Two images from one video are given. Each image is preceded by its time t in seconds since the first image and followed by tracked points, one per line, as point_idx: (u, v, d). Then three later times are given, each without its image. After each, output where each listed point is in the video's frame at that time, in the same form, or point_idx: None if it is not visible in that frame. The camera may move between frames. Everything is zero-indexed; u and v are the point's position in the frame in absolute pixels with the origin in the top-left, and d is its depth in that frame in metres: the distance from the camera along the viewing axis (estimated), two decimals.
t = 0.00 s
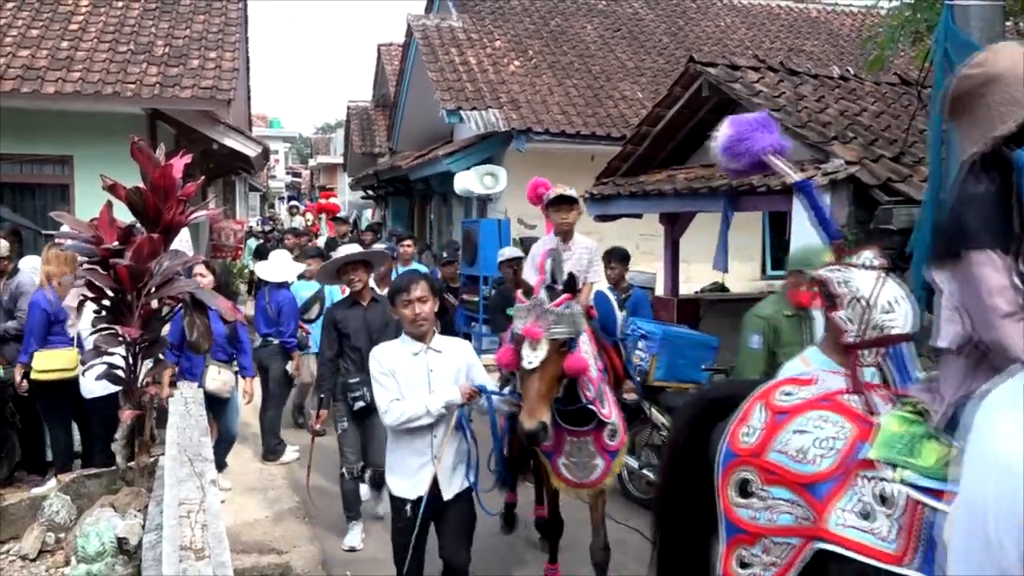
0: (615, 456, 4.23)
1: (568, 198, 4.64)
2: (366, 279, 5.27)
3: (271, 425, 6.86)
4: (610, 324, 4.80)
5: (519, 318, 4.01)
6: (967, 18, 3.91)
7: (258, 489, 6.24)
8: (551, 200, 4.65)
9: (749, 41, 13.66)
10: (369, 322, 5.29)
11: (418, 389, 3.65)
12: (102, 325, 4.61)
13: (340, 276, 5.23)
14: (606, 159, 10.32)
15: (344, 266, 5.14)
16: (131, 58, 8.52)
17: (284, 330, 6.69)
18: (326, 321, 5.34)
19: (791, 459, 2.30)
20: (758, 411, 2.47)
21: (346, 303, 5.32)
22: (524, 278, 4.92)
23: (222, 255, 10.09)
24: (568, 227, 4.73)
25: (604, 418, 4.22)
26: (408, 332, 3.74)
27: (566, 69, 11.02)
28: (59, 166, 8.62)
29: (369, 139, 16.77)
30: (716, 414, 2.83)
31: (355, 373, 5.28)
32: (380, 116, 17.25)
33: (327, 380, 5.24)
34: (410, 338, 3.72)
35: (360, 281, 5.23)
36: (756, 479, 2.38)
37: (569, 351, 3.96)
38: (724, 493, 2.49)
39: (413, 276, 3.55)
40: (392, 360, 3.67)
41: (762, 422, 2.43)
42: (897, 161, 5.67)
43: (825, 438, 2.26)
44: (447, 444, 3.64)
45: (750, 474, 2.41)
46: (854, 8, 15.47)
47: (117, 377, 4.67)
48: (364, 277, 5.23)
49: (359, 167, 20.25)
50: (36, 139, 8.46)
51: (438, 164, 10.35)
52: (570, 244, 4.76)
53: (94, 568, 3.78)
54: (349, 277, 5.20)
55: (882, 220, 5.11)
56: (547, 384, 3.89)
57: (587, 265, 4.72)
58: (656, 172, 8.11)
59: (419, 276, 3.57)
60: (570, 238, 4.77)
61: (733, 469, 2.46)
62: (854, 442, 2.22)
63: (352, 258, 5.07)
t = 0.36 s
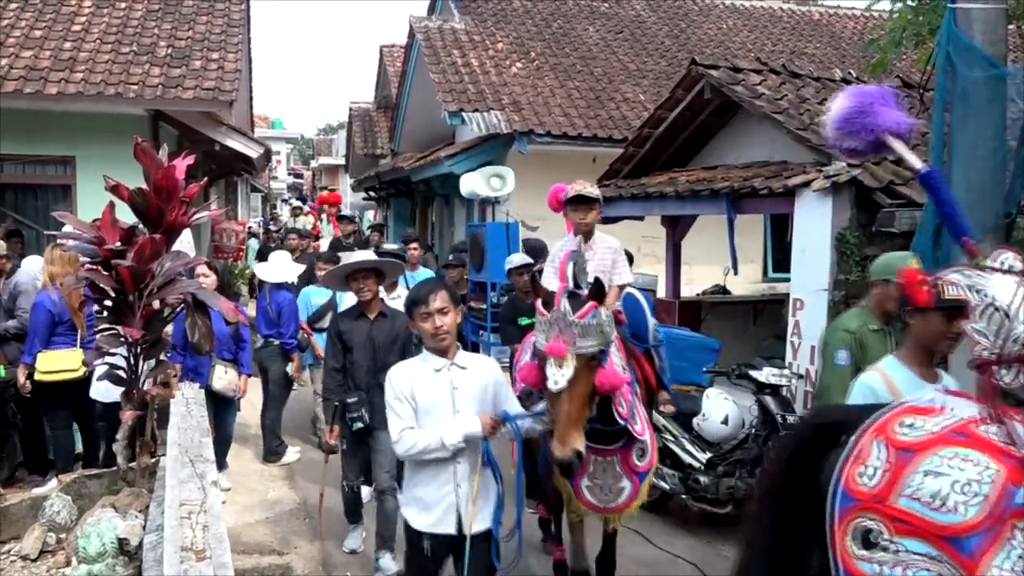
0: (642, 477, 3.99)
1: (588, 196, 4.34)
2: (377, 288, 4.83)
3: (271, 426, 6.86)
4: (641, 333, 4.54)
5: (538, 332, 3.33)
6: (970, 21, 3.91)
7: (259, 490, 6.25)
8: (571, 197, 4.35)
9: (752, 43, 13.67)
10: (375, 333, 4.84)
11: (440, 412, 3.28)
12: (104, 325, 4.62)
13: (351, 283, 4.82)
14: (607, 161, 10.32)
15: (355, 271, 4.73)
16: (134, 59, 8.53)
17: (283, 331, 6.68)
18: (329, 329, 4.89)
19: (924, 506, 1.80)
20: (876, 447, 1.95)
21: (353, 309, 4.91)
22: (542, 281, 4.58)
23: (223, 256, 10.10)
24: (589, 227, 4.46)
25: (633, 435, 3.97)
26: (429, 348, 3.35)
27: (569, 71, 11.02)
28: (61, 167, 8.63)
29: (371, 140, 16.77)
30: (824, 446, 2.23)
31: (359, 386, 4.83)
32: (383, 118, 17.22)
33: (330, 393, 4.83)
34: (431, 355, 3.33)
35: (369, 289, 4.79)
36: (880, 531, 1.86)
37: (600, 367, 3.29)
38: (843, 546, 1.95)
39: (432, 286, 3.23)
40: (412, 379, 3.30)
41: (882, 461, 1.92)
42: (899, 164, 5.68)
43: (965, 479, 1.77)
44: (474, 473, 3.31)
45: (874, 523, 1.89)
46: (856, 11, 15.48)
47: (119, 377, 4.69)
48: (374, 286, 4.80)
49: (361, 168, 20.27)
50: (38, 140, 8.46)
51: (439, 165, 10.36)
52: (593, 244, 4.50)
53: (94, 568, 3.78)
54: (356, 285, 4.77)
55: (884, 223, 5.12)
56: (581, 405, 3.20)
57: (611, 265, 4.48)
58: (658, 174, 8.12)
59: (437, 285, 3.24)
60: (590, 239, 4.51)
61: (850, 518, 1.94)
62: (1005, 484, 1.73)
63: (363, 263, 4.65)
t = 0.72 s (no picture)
0: (655, 500, 3.78)
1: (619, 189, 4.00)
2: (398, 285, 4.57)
3: (271, 426, 6.86)
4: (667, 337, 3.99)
5: (564, 348, 3.07)
6: (971, 21, 3.90)
7: (259, 489, 6.25)
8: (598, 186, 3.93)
9: (753, 43, 13.65)
10: (394, 334, 4.62)
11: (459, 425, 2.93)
12: (104, 324, 4.63)
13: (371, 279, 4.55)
14: (608, 161, 10.32)
15: (375, 268, 4.47)
16: (135, 58, 8.53)
17: (281, 330, 6.69)
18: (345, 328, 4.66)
19: None
20: None
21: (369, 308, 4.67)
22: (562, 279, 4.08)
23: (224, 255, 10.11)
24: (617, 219, 4.05)
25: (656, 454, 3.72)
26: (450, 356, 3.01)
27: (569, 71, 11.01)
28: (62, 166, 8.64)
29: (372, 139, 16.77)
30: (963, 441, 1.81)
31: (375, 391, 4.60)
32: (383, 117, 17.19)
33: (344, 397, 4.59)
34: (451, 362, 2.98)
35: (390, 286, 4.53)
36: None
37: (633, 390, 3.01)
38: (1007, 566, 1.65)
39: (452, 284, 2.92)
40: (428, 389, 2.95)
41: None
42: (900, 164, 5.66)
43: None
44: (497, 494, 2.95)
45: None
46: (857, 11, 15.47)
47: (119, 375, 4.69)
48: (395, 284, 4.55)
49: (361, 168, 20.28)
50: (39, 139, 8.46)
51: (440, 164, 10.35)
52: (620, 241, 4.14)
53: (94, 567, 3.78)
54: (378, 283, 4.52)
55: (885, 223, 5.12)
56: (611, 432, 2.86)
57: (639, 268, 4.15)
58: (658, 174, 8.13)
59: (457, 283, 2.93)
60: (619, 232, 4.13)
61: None
62: None
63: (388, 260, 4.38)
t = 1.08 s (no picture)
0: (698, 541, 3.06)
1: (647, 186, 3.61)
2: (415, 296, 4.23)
3: (271, 426, 6.85)
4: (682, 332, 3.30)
5: (640, 374, 2.70)
6: (972, 20, 3.89)
7: (259, 488, 6.25)
8: (634, 178, 3.59)
9: (753, 43, 13.64)
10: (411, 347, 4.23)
11: (479, 445, 2.62)
12: (105, 324, 4.63)
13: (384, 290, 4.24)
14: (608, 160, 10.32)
15: (390, 277, 4.17)
16: (136, 57, 8.53)
17: (279, 330, 6.68)
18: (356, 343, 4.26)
19: None
20: None
21: (383, 323, 4.27)
22: (576, 277, 3.93)
23: (224, 254, 10.11)
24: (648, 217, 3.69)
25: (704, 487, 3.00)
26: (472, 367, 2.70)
27: (570, 70, 11.01)
28: (63, 165, 8.64)
29: (372, 139, 16.75)
30: None
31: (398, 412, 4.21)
32: (383, 116, 17.14)
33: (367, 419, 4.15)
34: (474, 373, 2.68)
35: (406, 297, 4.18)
36: None
37: (720, 423, 2.66)
38: None
39: (479, 287, 2.63)
40: (446, 401, 2.64)
41: None
42: (901, 163, 5.66)
43: None
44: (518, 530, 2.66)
45: None
46: (858, 11, 15.46)
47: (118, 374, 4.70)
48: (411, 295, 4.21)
49: (361, 167, 20.29)
50: (40, 138, 8.46)
51: (440, 163, 10.35)
52: (645, 242, 3.84)
53: (95, 566, 3.79)
54: (392, 294, 4.17)
55: (885, 223, 5.11)
56: (694, 475, 2.54)
57: (661, 273, 3.85)
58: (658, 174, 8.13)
59: (484, 287, 2.63)
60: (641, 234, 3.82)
61: None
62: None
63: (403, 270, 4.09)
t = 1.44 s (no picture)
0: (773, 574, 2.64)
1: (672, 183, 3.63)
2: (436, 294, 3.98)
3: (272, 427, 6.84)
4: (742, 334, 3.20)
5: (716, 362, 2.35)
6: (973, 20, 3.88)
7: (261, 489, 6.25)
8: (652, 177, 3.60)
9: (754, 43, 13.64)
10: (429, 351, 3.98)
11: (542, 466, 2.34)
12: (106, 324, 4.64)
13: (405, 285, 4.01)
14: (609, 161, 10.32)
15: (411, 270, 3.94)
16: (137, 58, 8.54)
17: (280, 331, 6.69)
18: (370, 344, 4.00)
19: None
20: None
21: (401, 323, 4.02)
22: (607, 290, 3.84)
23: (225, 255, 10.11)
24: (672, 215, 3.73)
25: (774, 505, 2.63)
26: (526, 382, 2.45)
27: (571, 71, 11.01)
28: (64, 166, 8.64)
29: (372, 140, 16.75)
30: None
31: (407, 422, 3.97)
32: (383, 117, 17.15)
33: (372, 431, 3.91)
34: (529, 389, 2.43)
35: (426, 293, 3.92)
36: None
37: (797, 422, 2.26)
38: None
39: (548, 293, 2.38)
40: (502, 420, 2.37)
41: None
42: (902, 164, 5.66)
43: None
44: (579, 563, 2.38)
45: None
46: (858, 11, 15.46)
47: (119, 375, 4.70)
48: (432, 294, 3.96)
49: (361, 168, 20.32)
50: (41, 139, 8.46)
51: (441, 164, 10.35)
52: (671, 241, 3.83)
53: (96, 567, 3.79)
54: (411, 288, 3.93)
55: (886, 223, 5.11)
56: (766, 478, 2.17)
57: (694, 268, 3.83)
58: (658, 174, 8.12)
59: (556, 293, 2.40)
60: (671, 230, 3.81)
61: None
62: None
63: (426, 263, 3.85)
